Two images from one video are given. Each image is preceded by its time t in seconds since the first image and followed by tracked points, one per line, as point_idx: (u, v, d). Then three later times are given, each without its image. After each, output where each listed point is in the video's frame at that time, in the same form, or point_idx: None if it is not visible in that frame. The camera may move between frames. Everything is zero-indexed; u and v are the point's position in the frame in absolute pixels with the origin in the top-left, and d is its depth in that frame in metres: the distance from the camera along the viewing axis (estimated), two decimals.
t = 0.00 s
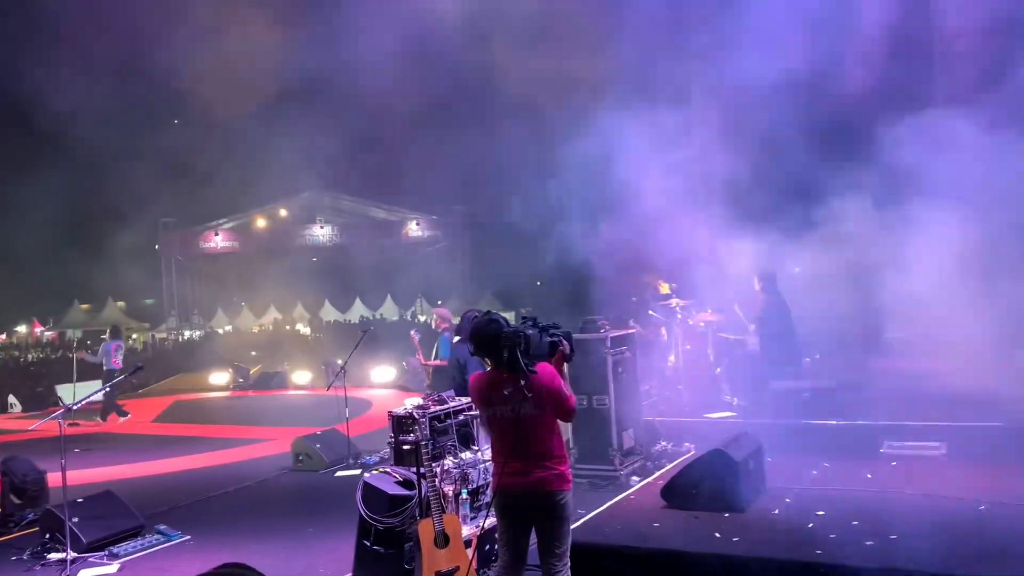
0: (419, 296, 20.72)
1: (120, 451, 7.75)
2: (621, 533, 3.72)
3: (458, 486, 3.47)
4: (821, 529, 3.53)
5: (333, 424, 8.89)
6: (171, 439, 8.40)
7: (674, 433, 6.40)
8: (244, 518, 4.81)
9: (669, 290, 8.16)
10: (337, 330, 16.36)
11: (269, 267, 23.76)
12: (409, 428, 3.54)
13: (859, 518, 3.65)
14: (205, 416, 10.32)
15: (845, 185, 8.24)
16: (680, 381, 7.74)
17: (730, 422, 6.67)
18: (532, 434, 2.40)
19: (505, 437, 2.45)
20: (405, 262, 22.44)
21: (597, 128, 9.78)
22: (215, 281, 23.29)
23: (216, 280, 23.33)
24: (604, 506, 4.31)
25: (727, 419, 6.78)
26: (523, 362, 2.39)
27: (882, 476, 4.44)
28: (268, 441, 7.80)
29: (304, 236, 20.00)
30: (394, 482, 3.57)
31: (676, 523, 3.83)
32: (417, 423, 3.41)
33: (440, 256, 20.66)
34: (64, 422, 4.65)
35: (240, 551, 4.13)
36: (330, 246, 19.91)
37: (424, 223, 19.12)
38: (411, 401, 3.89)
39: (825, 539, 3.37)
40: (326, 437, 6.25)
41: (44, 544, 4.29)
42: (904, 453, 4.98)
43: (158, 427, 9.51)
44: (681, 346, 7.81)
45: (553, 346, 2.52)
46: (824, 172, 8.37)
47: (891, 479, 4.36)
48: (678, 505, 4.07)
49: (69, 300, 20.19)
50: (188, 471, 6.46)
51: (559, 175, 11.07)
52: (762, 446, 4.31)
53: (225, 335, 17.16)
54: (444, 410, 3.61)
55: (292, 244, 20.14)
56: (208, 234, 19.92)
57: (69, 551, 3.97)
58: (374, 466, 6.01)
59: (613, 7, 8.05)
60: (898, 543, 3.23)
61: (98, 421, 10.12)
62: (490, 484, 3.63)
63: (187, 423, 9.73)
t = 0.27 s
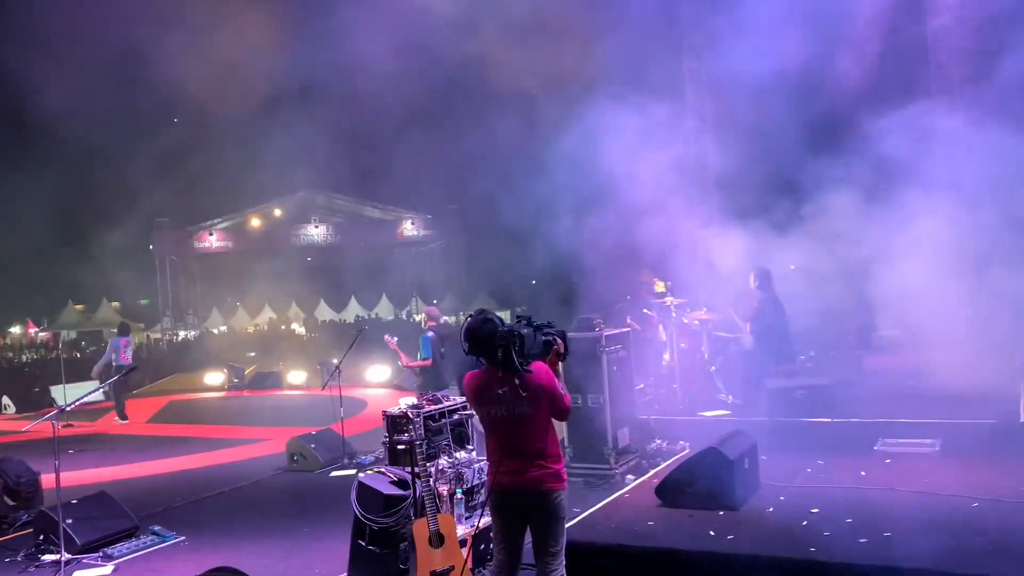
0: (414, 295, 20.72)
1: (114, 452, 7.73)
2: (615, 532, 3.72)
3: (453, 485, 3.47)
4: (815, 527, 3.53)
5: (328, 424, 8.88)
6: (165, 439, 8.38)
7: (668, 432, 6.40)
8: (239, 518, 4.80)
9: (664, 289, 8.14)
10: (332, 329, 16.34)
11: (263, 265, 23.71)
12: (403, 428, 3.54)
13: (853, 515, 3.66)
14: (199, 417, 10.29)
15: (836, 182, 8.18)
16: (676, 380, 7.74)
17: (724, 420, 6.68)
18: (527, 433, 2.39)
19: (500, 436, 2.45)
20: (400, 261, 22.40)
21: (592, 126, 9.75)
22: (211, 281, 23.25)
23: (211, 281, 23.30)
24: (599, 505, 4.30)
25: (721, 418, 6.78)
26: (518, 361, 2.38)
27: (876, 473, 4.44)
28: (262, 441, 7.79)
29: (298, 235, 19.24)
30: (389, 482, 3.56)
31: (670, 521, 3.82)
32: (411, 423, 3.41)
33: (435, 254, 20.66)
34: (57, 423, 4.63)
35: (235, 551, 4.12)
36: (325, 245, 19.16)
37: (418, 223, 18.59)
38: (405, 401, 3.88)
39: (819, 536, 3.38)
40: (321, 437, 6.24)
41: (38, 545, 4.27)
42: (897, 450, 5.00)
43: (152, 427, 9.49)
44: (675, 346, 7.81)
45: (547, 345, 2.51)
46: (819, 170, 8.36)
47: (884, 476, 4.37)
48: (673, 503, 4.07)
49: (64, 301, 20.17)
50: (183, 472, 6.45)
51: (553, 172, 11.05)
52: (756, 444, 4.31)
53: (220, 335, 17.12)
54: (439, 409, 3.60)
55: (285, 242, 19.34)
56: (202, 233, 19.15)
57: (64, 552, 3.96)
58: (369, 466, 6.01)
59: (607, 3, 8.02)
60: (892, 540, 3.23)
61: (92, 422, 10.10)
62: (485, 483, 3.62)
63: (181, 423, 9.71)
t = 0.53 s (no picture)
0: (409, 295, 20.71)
1: (108, 454, 7.70)
2: (610, 531, 3.72)
3: (447, 486, 3.46)
4: (809, 526, 3.53)
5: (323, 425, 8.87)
6: (160, 441, 8.37)
7: (663, 431, 6.41)
8: (234, 520, 4.79)
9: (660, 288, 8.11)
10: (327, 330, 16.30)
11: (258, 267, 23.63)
12: (398, 429, 3.53)
13: (847, 514, 3.66)
14: (194, 418, 10.26)
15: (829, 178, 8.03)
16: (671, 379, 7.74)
17: (720, 419, 6.68)
18: (523, 431, 2.39)
19: (496, 436, 2.44)
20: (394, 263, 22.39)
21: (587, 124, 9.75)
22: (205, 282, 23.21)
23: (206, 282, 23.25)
24: (594, 504, 4.30)
25: (716, 417, 6.79)
26: (514, 361, 2.37)
27: (871, 472, 4.45)
28: (258, 442, 7.79)
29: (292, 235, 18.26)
30: (384, 483, 3.56)
31: (665, 521, 3.82)
32: (406, 423, 3.41)
33: (431, 255, 20.64)
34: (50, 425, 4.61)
35: (230, 552, 4.11)
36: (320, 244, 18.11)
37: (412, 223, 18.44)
38: (400, 401, 3.88)
39: (814, 535, 3.38)
40: (316, 438, 6.23)
41: (31, 547, 4.25)
42: (891, 449, 5.01)
43: (147, 428, 9.47)
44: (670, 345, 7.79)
45: (543, 344, 2.51)
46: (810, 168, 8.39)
47: (879, 475, 4.38)
48: (668, 502, 4.08)
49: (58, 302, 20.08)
50: (178, 473, 6.42)
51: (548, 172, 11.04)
52: (751, 443, 4.32)
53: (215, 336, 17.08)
54: (434, 410, 3.60)
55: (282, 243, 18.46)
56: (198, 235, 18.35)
57: (58, 555, 3.94)
58: (364, 467, 6.00)
59: None
60: (886, 539, 3.24)
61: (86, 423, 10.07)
62: (480, 484, 3.61)
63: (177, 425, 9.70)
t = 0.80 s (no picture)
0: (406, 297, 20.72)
1: (104, 455, 7.69)
2: (606, 532, 3.73)
3: (444, 487, 3.46)
4: (806, 527, 3.54)
5: (319, 426, 8.87)
6: (156, 442, 8.36)
7: (659, 432, 6.42)
8: (230, 521, 4.78)
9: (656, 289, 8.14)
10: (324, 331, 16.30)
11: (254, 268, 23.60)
12: (394, 431, 3.53)
13: (843, 514, 3.67)
14: (190, 419, 10.25)
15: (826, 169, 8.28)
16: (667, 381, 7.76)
17: (716, 420, 6.70)
18: (518, 434, 2.39)
19: (491, 438, 2.44)
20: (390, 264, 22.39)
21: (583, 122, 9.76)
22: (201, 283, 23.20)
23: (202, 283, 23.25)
24: (590, 505, 4.30)
25: (713, 417, 6.80)
26: (510, 363, 2.38)
27: (866, 473, 4.46)
28: (254, 443, 7.78)
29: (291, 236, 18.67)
30: (380, 484, 3.56)
31: (661, 522, 3.83)
32: (402, 425, 3.41)
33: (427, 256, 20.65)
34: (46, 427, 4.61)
35: (226, 554, 4.11)
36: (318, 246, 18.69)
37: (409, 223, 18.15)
38: (396, 402, 3.88)
39: (810, 536, 3.39)
40: (313, 439, 6.23)
41: (26, 549, 4.24)
42: (887, 450, 5.02)
43: (143, 430, 9.46)
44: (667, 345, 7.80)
45: (538, 345, 2.51)
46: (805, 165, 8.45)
47: (874, 476, 4.39)
48: (664, 503, 4.08)
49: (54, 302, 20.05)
50: (174, 475, 6.42)
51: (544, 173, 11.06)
52: (747, 443, 4.33)
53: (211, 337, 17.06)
54: (430, 411, 3.60)
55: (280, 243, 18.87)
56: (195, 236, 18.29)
57: (53, 557, 3.93)
58: (360, 468, 6.00)
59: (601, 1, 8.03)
60: (881, 540, 3.24)
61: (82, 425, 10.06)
62: (476, 485, 3.61)
63: (173, 426, 9.69)
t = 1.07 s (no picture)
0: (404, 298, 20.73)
1: (101, 456, 7.68)
2: (604, 533, 3.73)
3: (441, 487, 3.45)
4: (804, 528, 3.54)
5: (317, 427, 8.86)
6: (153, 443, 8.35)
7: (657, 433, 6.43)
8: (227, 522, 4.78)
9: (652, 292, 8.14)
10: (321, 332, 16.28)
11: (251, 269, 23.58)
12: (391, 432, 3.51)
13: (840, 516, 3.67)
14: (187, 420, 10.25)
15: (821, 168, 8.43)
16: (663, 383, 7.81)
17: (715, 421, 6.73)
18: (516, 436, 2.39)
19: (489, 440, 2.44)
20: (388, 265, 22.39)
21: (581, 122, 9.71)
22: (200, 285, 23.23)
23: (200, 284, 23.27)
24: (588, 507, 4.30)
25: (710, 419, 6.83)
26: (508, 365, 2.38)
27: (863, 475, 4.46)
28: (251, 444, 7.78)
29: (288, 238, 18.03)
30: (377, 485, 3.56)
31: (659, 523, 3.83)
32: (400, 426, 3.41)
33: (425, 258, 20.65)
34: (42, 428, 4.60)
35: (222, 555, 4.10)
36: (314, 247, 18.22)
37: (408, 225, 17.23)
38: (393, 403, 3.87)
39: (810, 537, 3.39)
40: (311, 441, 6.22)
41: (23, 550, 4.23)
42: (884, 451, 5.02)
43: (140, 431, 9.46)
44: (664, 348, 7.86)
45: (536, 347, 2.50)
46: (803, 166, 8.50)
47: (871, 477, 4.40)
48: (662, 503, 4.09)
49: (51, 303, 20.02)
50: (171, 476, 6.42)
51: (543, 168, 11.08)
52: (745, 444, 4.34)
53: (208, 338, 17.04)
54: (427, 412, 3.60)
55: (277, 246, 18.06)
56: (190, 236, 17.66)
57: (50, 557, 3.92)
58: (357, 469, 6.00)
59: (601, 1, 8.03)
60: (879, 541, 3.24)
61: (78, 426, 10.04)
62: (474, 486, 3.61)
63: (171, 427, 9.68)
